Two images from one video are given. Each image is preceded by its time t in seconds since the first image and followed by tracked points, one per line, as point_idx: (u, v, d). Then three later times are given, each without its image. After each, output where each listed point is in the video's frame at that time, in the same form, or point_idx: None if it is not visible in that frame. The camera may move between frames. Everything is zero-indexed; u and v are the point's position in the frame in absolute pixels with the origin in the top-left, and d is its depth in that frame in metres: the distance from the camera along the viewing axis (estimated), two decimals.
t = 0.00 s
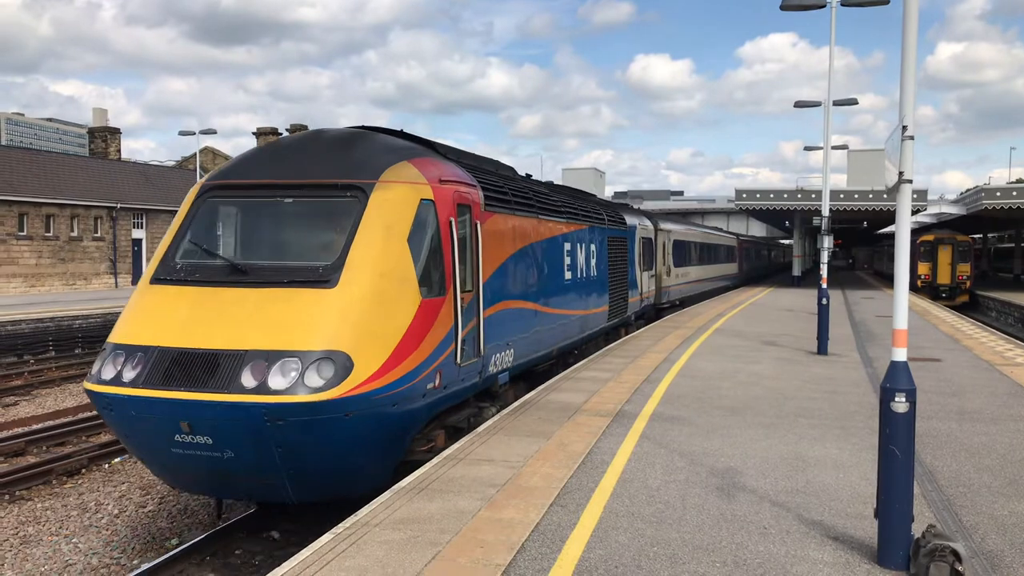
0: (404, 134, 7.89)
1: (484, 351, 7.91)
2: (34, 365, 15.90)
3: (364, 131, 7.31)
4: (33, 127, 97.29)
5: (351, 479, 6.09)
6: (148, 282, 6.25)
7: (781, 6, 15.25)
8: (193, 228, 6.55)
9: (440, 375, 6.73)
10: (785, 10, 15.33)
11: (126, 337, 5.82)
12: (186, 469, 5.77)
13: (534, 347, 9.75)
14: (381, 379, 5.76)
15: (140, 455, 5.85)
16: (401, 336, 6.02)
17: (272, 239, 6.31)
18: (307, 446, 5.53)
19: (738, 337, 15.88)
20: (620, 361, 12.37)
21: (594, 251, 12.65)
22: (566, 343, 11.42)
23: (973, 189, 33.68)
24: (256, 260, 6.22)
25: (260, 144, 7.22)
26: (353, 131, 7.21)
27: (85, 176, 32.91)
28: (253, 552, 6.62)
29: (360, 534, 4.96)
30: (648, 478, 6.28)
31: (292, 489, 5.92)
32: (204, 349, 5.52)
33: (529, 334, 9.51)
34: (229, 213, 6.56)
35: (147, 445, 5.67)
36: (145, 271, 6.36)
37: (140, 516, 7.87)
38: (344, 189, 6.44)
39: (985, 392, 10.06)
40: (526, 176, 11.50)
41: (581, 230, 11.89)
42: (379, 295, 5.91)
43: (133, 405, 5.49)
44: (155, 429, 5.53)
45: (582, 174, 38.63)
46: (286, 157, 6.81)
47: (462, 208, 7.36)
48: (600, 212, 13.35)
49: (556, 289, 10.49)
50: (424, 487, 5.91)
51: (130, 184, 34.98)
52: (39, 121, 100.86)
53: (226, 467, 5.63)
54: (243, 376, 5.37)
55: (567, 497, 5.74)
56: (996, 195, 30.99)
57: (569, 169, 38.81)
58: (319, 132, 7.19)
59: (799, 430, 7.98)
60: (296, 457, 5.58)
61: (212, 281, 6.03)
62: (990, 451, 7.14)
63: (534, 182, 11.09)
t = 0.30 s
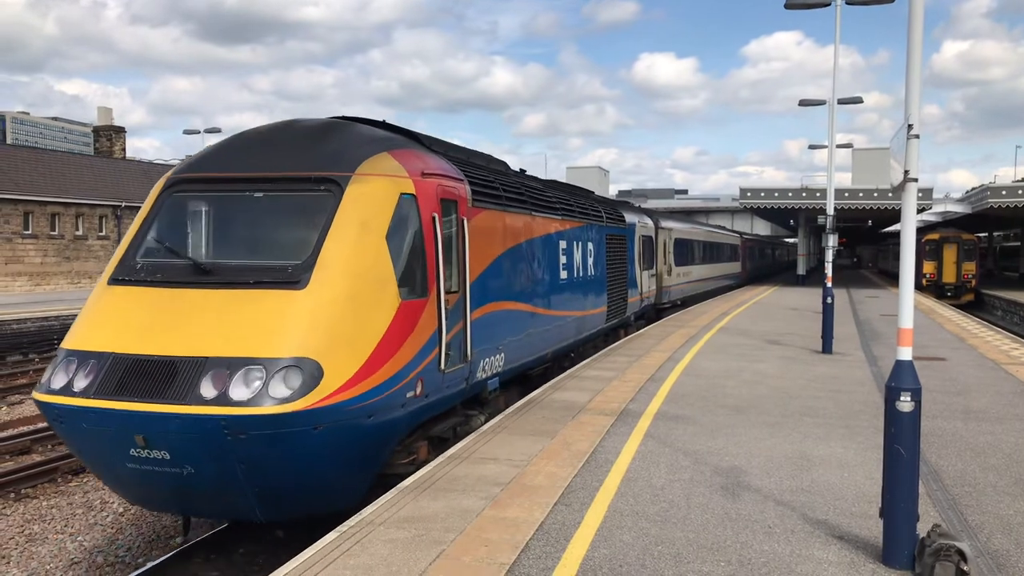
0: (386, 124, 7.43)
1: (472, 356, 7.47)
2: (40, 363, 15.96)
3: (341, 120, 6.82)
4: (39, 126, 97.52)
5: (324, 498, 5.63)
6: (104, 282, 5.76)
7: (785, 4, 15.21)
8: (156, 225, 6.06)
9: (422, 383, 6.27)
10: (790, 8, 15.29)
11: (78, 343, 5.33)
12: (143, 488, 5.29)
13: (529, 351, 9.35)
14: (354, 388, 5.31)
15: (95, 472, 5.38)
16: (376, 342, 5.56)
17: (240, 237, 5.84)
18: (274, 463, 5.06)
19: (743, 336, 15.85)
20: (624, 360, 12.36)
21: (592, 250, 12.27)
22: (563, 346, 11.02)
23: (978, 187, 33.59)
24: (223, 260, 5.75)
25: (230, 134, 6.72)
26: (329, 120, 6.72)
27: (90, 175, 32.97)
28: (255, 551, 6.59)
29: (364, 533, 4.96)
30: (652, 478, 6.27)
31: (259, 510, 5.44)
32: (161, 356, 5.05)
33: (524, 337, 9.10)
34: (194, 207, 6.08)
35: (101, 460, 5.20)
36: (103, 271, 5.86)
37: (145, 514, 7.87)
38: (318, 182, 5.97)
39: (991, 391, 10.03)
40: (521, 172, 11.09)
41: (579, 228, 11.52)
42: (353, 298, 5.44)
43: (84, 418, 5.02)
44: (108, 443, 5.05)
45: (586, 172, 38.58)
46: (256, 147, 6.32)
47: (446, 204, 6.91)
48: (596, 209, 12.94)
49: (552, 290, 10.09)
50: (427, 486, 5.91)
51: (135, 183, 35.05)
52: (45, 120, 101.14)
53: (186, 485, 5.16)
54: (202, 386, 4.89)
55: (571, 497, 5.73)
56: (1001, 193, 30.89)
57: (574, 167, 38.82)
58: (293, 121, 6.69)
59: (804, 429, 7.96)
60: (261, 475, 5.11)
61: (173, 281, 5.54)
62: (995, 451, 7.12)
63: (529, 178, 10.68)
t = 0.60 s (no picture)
0: (363, 116, 7.07)
1: (454, 363, 7.11)
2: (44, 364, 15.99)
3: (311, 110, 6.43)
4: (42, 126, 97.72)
5: (287, 521, 5.23)
6: (53, 286, 5.42)
7: (789, 4, 15.20)
8: (112, 225, 5.74)
9: (396, 394, 5.89)
10: (794, 7, 15.28)
11: (20, 352, 4.97)
12: (88, 511, 4.90)
13: (517, 356, 9.03)
14: (318, 401, 4.93)
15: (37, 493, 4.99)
16: (342, 351, 5.19)
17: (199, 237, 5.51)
18: (230, 486, 4.67)
19: (746, 335, 15.85)
20: (627, 359, 12.36)
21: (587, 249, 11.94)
22: (555, 350, 10.70)
23: (983, 187, 33.52)
24: (180, 261, 5.41)
25: (192, 126, 6.34)
26: (298, 111, 6.33)
27: (94, 176, 33.02)
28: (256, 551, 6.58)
29: (367, 533, 4.96)
30: (656, 477, 6.27)
31: (216, 536, 5.05)
32: (106, 366, 4.69)
33: (512, 343, 8.78)
34: (153, 204, 5.73)
35: (42, 481, 4.81)
36: (52, 273, 5.53)
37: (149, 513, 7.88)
38: (283, 175, 5.62)
39: (995, 391, 10.01)
40: (512, 167, 10.76)
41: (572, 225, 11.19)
42: (319, 302, 5.08)
43: (23, 434, 4.65)
44: (48, 462, 4.67)
45: (589, 172, 38.55)
46: (218, 139, 5.94)
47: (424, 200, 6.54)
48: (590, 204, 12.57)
49: (542, 292, 9.77)
50: (431, 486, 5.91)
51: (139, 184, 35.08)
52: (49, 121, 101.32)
53: (134, 509, 4.76)
54: (149, 400, 4.52)
55: (574, 497, 5.73)
56: (1006, 192, 30.81)
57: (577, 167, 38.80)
58: (259, 112, 6.30)
59: (807, 429, 7.96)
60: (217, 497, 4.72)
61: (125, 284, 5.21)
62: (999, 450, 7.11)
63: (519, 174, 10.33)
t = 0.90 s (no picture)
0: (334, 104, 6.53)
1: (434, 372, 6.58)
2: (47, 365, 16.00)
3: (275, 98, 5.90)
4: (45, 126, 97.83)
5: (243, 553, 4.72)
6: None
7: (790, 4, 15.19)
8: (52, 223, 5.22)
9: (365, 408, 5.36)
10: (795, 8, 15.27)
11: None
12: (18, 542, 4.41)
13: (505, 362, 8.52)
14: (272, 418, 4.42)
15: None
16: (302, 361, 4.67)
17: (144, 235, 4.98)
18: (173, 514, 4.17)
19: (748, 336, 15.84)
20: (629, 360, 12.34)
21: (581, 249, 11.47)
22: (547, 354, 10.21)
23: (985, 187, 33.49)
24: (124, 263, 4.90)
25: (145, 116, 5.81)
26: (261, 98, 5.79)
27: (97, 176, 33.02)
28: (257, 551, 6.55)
29: (369, 533, 4.97)
30: (658, 478, 6.27)
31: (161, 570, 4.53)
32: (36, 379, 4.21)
33: (499, 348, 8.26)
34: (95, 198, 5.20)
35: None
36: None
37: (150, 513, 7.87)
38: (240, 168, 5.08)
39: (997, 391, 10.01)
40: (502, 163, 10.28)
41: (566, 225, 10.73)
42: (274, 306, 4.55)
43: None
44: None
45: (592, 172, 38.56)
46: (170, 129, 5.42)
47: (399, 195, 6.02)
48: (582, 201, 12.08)
49: (532, 293, 9.27)
50: (433, 486, 5.92)
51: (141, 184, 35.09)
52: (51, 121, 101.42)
53: (65, 540, 4.25)
54: (79, 417, 4.03)
55: (576, 497, 5.74)
56: (1008, 192, 30.77)
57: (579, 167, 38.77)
58: (218, 99, 5.77)
59: (809, 430, 7.96)
60: (157, 528, 4.20)
61: (61, 288, 4.71)
62: (1001, 451, 7.10)
63: (508, 169, 9.84)
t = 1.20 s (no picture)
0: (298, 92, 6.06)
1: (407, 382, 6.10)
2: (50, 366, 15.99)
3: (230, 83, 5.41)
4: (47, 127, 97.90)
5: None
6: None
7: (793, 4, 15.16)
8: None
9: (324, 425, 4.89)
10: (797, 8, 15.25)
11: None
12: None
13: (489, 371, 8.08)
14: (211, 441, 3.95)
15: None
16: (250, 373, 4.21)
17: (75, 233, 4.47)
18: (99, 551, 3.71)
19: (750, 336, 15.83)
20: (631, 360, 12.33)
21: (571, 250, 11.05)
22: (536, 361, 9.77)
23: (988, 188, 33.43)
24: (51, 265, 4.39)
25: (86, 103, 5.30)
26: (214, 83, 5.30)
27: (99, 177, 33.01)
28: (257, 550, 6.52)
29: (371, 534, 4.96)
30: (660, 478, 6.27)
31: None
32: None
33: (482, 357, 7.83)
34: (24, 191, 4.68)
35: None
36: None
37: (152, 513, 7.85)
38: (182, 158, 4.55)
39: (1000, 392, 10.00)
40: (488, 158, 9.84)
41: (554, 223, 10.28)
42: (215, 316, 4.07)
43: None
44: None
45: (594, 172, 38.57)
46: (108, 115, 4.90)
47: (368, 189, 5.55)
48: (572, 199, 11.64)
49: (519, 298, 8.85)
50: (436, 487, 5.92)
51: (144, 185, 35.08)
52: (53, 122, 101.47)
53: None
54: None
55: (578, 498, 5.74)
56: (1010, 193, 30.73)
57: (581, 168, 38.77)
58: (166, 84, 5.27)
59: (811, 430, 7.95)
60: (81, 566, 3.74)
61: None
62: (1004, 452, 7.09)
63: (492, 164, 9.39)
